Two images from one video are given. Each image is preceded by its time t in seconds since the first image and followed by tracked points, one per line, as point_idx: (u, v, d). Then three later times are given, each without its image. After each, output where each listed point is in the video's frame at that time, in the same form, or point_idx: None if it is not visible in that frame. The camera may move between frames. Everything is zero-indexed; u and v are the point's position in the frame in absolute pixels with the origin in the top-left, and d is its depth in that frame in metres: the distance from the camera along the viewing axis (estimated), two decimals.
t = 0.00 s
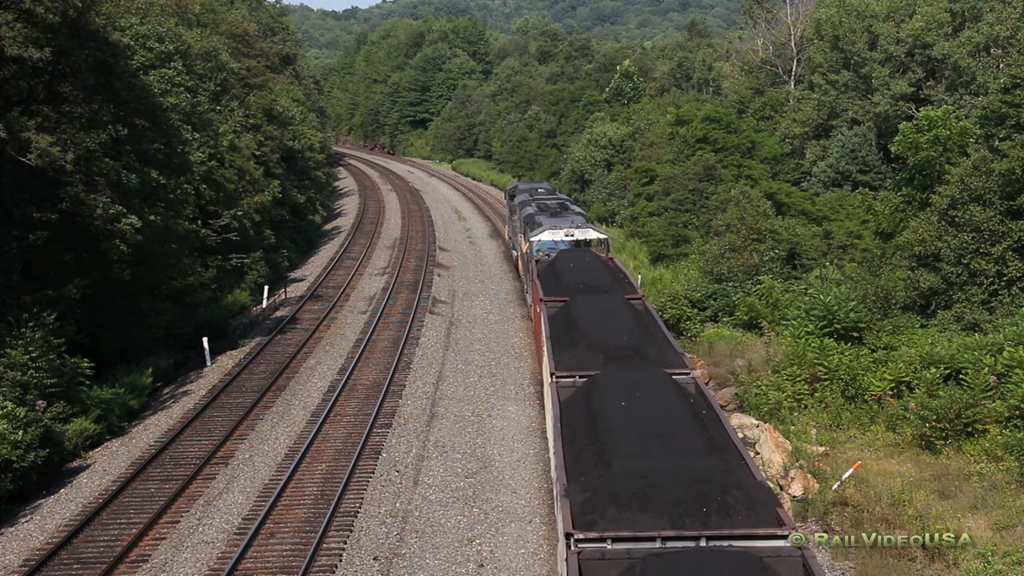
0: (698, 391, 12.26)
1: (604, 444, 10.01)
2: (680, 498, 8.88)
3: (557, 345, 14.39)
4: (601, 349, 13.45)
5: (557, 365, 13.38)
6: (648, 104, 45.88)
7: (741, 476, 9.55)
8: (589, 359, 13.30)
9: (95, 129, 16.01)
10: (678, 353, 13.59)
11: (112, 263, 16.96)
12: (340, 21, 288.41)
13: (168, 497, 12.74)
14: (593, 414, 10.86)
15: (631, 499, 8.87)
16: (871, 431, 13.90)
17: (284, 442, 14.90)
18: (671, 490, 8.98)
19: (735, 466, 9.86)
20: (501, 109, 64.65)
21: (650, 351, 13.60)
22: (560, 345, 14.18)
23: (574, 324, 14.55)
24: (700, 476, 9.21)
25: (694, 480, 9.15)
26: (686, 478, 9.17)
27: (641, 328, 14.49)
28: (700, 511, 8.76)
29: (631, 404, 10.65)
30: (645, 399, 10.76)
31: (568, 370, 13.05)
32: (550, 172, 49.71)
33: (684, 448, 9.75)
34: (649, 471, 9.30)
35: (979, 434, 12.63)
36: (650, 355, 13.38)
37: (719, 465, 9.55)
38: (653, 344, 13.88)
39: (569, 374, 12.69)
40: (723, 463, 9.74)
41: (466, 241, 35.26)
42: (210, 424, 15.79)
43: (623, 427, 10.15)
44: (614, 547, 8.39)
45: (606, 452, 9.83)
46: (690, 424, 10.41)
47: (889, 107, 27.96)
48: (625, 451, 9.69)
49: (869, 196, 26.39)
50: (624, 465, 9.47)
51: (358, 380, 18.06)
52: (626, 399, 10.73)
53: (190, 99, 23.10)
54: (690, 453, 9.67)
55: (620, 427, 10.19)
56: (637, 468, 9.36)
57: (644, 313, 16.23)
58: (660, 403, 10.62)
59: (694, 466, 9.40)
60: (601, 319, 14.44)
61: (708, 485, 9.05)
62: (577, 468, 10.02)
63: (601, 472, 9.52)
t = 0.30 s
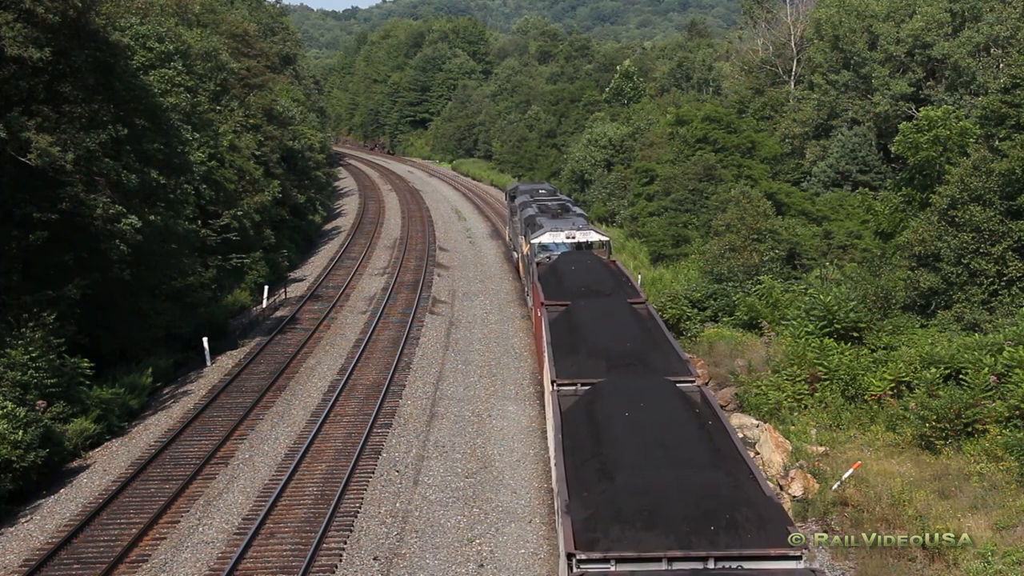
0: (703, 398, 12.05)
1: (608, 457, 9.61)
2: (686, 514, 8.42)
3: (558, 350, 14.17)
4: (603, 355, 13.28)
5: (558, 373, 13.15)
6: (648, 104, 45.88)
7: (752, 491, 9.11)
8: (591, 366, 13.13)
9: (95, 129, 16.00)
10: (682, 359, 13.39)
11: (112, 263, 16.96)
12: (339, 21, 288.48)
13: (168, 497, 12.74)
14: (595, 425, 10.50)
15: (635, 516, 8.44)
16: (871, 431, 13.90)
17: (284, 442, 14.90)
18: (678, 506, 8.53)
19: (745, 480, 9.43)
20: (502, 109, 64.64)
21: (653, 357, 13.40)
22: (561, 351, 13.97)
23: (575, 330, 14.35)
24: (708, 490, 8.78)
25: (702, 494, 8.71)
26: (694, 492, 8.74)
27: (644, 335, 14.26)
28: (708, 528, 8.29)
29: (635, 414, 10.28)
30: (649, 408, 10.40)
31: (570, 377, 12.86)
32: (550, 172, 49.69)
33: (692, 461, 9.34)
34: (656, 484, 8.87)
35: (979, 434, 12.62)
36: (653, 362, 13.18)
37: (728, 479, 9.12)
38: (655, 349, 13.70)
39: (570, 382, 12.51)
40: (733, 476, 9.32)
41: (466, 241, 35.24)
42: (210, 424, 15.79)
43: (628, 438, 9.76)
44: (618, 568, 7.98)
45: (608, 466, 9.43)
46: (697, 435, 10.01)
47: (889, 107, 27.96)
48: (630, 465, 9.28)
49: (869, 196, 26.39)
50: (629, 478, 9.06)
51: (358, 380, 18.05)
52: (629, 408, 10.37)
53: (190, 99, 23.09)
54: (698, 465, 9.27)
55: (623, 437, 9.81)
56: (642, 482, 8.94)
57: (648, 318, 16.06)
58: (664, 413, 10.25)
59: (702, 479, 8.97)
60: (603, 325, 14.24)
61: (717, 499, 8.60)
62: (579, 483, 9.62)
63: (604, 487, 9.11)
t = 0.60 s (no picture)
0: (708, 407, 11.97)
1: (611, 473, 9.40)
2: (694, 532, 8.16)
3: (560, 355, 14.05)
4: (606, 361, 13.17)
5: (560, 379, 13.03)
6: (648, 104, 45.87)
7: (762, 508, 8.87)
8: (593, 373, 13.03)
9: (95, 129, 16.00)
10: (687, 367, 13.27)
11: (112, 263, 16.96)
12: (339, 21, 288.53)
13: (168, 497, 12.74)
14: (599, 438, 10.30)
15: (639, 535, 8.20)
16: (871, 431, 13.90)
17: (284, 442, 14.90)
18: (684, 524, 8.27)
19: (753, 497, 9.17)
20: (501, 109, 64.63)
21: (657, 364, 13.30)
22: (563, 357, 13.84)
23: (577, 335, 14.20)
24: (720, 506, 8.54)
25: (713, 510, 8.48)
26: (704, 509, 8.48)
27: (648, 340, 14.13)
28: (716, 548, 8.03)
29: (639, 426, 10.08)
30: (653, 419, 10.19)
31: (572, 385, 12.74)
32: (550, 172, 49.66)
33: (699, 477, 9.09)
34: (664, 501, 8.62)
35: (979, 434, 12.62)
36: (657, 370, 13.08)
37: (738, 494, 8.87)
38: (659, 355, 13.59)
39: (572, 391, 12.42)
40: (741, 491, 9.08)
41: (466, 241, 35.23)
42: (210, 424, 15.79)
43: (632, 453, 9.55)
44: None
45: (612, 481, 9.24)
46: (703, 447, 9.79)
47: (889, 107, 27.96)
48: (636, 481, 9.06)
49: (869, 196, 26.40)
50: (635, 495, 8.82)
51: (358, 380, 18.05)
52: (633, 419, 10.20)
53: (190, 99, 23.09)
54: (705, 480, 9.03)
55: (628, 450, 9.61)
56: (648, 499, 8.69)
57: (651, 323, 15.97)
58: (669, 426, 10.03)
59: (711, 494, 8.72)
60: (606, 330, 14.09)
61: (726, 516, 8.36)
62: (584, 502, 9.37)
63: (608, 504, 8.89)
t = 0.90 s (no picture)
0: (714, 418, 11.72)
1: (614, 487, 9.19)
2: (700, 554, 7.93)
3: (561, 362, 13.84)
4: (607, 369, 12.94)
5: (561, 388, 12.80)
6: (648, 104, 45.88)
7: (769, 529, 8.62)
8: (595, 381, 12.77)
9: (95, 129, 16.00)
10: (691, 376, 13.02)
11: (112, 263, 16.96)
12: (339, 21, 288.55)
13: (168, 497, 12.74)
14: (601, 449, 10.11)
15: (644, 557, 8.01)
16: (871, 431, 13.90)
17: (284, 442, 14.90)
18: (690, 545, 8.05)
19: (762, 514, 8.95)
20: (502, 109, 64.63)
21: (661, 372, 13.04)
22: (564, 364, 13.66)
23: (579, 342, 14.02)
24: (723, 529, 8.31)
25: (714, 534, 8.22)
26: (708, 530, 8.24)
27: (651, 347, 13.88)
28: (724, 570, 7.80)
29: (643, 438, 9.87)
30: (658, 431, 9.99)
31: (573, 393, 12.56)
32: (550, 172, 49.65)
33: (704, 494, 8.88)
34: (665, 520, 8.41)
35: (979, 434, 12.62)
36: (661, 379, 12.81)
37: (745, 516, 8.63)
38: (663, 363, 13.33)
39: (573, 400, 12.20)
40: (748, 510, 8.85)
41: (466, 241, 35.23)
42: (210, 424, 15.79)
43: (635, 466, 9.35)
44: None
45: (614, 496, 9.04)
46: (709, 462, 9.59)
47: (889, 107, 27.96)
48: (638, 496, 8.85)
49: (869, 196, 26.41)
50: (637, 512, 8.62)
51: (358, 380, 18.06)
52: (637, 430, 10.03)
53: (190, 99, 23.09)
54: (710, 499, 8.81)
55: (631, 463, 9.40)
56: (651, 517, 8.48)
57: (652, 326, 15.87)
58: (674, 439, 9.83)
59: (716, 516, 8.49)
60: (609, 337, 13.86)
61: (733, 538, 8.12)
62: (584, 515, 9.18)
63: (611, 522, 8.67)
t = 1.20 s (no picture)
0: (721, 427, 11.20)
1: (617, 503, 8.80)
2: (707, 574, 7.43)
3: (562, 370, 13.39)
4: (610, 377, 12.47)
5: (562, 397, 12.29)
6: (648, 104, 45.88)
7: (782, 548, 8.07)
8: (597, 390, 12.30)
9: (95, 129, 16.00)
10: (697, 385, 12.51)
11: (112, 263, 16.96)
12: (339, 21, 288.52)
13: (168, 497, 12.74)
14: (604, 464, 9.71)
15: None
16: (871, 431, 13.90)
17: (284, 442, 14.90)
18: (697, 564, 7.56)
19: (774, 532, 8.44)
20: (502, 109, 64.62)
21: (666, 380, 12.54)
22: (565, 372, 13.22)
23: (581, 349, 13.60)
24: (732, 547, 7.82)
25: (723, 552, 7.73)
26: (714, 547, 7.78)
27: (655, 354, 13.42)
28: None
29: (646, 452, 9.46)
30: (662, 444, 9.57)
31: (574, 401, 12.07)
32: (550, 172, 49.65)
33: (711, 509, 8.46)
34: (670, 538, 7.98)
35: (979, 434, 12.62)
36: (666, 387, 12.31)
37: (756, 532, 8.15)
38: (667, 371, 12.84)
39: (575, 409, 11.65)
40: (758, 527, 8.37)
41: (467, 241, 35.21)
42: (210, 424, 15.79)
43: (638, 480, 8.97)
44: None
45: (617, 513, 8.64)
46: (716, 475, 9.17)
47: (889, 107, 27.96)
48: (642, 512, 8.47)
49: (869, 196, 26.42)
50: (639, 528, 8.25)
51: (358, 380, 18.05)
52: (640, 441, 9.68)
53: (190, 99, 23.08)
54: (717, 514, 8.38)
55: (635, 479, 9.00)
56: (655, 535, 8.07)
57: (655, 330, 15.53)
58: (678, 450, 9.45)
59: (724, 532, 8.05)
60: (612, 344, 13.42)
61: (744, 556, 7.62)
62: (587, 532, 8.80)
63: (614, 543, 8.23)
